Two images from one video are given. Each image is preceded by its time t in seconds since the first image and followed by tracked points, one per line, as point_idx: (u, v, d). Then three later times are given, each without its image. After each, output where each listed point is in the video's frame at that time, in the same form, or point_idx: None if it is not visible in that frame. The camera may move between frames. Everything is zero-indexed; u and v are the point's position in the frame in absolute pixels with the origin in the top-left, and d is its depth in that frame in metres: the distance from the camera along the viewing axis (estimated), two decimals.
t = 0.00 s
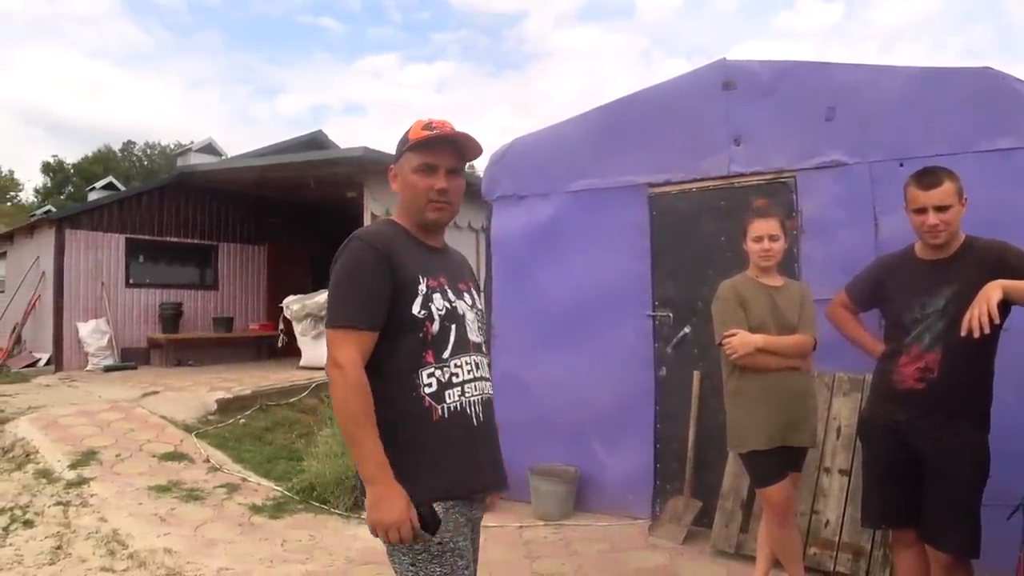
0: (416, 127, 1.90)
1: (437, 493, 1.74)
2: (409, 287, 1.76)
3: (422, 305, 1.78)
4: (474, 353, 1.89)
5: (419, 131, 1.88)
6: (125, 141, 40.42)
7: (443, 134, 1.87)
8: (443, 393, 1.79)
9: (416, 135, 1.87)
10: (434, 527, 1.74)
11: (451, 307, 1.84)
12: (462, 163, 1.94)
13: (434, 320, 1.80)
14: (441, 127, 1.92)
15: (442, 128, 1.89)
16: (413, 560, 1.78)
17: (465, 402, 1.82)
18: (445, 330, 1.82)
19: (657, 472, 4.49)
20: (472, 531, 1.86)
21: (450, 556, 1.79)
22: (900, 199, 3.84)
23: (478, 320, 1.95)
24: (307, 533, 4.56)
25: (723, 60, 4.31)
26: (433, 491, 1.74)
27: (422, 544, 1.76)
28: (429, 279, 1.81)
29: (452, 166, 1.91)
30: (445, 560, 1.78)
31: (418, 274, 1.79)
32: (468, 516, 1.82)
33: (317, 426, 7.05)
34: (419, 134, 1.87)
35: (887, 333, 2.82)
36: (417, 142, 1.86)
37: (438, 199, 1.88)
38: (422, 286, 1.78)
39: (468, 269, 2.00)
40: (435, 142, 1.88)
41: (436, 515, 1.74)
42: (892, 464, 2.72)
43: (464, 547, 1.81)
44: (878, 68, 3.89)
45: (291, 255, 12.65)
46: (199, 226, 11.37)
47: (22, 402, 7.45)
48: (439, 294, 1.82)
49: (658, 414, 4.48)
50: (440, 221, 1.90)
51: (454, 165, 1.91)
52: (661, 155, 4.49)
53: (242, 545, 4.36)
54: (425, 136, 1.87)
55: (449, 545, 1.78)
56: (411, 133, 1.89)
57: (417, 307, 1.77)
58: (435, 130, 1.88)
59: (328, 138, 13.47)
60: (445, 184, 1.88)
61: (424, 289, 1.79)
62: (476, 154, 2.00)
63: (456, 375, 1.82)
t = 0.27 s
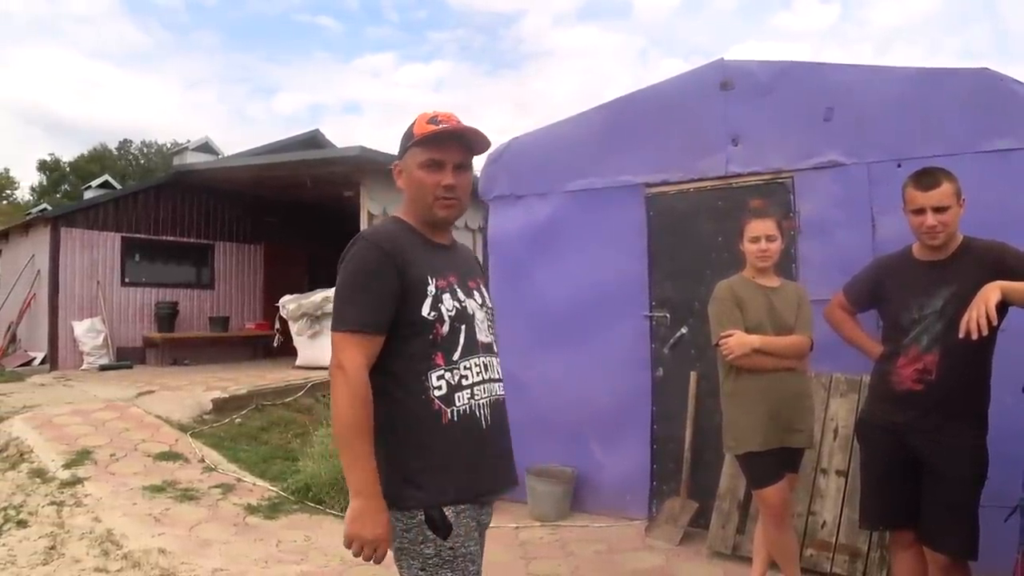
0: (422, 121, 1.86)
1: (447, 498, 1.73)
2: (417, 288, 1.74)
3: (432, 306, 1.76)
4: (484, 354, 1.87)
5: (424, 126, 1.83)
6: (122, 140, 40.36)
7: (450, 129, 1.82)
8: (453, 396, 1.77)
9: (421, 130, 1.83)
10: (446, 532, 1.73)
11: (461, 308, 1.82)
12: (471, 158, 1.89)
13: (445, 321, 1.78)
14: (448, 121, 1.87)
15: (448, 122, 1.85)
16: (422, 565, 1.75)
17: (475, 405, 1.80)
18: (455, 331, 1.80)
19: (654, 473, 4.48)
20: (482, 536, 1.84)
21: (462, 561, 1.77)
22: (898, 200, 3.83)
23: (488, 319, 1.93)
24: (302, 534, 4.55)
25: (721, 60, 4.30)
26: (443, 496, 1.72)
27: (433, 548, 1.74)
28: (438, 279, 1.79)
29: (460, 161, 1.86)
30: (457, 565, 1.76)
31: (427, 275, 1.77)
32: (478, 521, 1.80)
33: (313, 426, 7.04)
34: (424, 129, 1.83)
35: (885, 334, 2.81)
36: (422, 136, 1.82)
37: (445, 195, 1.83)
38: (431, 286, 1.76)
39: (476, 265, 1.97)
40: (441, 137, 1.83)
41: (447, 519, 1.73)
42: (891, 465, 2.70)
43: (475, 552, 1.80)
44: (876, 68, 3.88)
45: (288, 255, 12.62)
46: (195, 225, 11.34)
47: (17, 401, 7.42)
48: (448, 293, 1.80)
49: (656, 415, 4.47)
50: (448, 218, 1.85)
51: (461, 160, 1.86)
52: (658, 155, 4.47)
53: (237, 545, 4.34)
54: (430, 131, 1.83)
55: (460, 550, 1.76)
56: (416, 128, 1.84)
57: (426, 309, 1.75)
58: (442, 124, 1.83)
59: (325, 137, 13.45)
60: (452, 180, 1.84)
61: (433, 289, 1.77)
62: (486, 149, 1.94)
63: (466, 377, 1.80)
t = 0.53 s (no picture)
0: (419, 113, 1.81)
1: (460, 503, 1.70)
2: (425, 289, 1.69)
3: (441, 306, 1.71)
4: (495, 353, 1.83)
5: (421, 118, 1.79)
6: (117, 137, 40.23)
7: (448, 120, 1.78)
8: (463, 398, 1.73)
9: (419, 123, 1.78)
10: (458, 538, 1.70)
11: (470, 306, 1.78)
12: (470, 150, 1.85)
13: (454, 321, 1.73)
14: (446, 112, 1.83)
15: (446, 112, 1.80)
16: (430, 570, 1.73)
17: (486, 407, 1.77)
18: (465, 330, 1.76)
19: (649, 473, 4.46)
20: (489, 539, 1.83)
21: (473, 567, 1.76)
22: (895, 201, 3.82)
23: (498, 315, 1.89)
24: (295, 533, 4.52)
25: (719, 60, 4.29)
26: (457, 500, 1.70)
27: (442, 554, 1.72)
28: (446, 277, 1.74)
29: (460, 153, 1.82)
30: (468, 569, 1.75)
31: (434, 273, 1.71)
32: (487, 524, 1.79)
33: (306, 425, 7.01)
34: (423, 121, 1.78)
35: (882, 335, 2.80)
36: (421, 129, 1.77)
37: (447, 190, 1.79)
38: (439, 285, 1.71)
39: (481, 261, 1.93)
40: (439, 129, 1.79)
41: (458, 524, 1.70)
42: (888, 466, 2.69)
43: (485, 556, 1.79)
44: (873, 69, 3.87)
45: (282, 253, 12.58)
46: (189, 223, 11.29)
47: (8, 399, 7.37)
48: (456, 292, 1.75)
49: (651, 415, 4.46)
50: (451, 214, 1.81)
51: (461, 152, 1.82)
52: (655, 155, 4.46)
53: (229, 545, 4.31)
54: (428, 123, 1.78)
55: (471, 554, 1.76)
56: (414, 120, 1.80)
57: (436, 310, 1.70)
58: (440, 116, 1.79)
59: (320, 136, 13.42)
60: (455, 174, 1.80)
61: (441, 288, 1.72)
62: (484, 140, 1.90)
63: (477, 379, 1.76)
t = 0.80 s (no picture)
0: (417, 102, 1.79)
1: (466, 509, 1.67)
2: (430, 289, 1.66)
3: (447, 306, 1.68)
4: (505, 352, 1.81)
5: (419, 108, 1.77)
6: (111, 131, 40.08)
7: (445, 108, 1.76)
8: (474, 401, 1.69)
9: (416, 113, 1.76)
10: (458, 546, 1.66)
11: (477, 305, 1.75)
12: (471, 138, 1.83)
13: (462, 321, 1.70)
14: (443, 100, 1.81)
15: (443, 100, 1.78)
16: None
17: (497, 409, 1.73)
18: (473, 330, 1.72)
19: (639, 476, 4.45)
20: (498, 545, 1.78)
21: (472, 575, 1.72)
22: (889, 206, 3.82)
23: (505, 313, 1.87)
24: (283, 532, 4.49)
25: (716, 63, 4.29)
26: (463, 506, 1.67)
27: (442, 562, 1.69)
28: (451, 276, 1.72)
29: (460, 142, 1.80)
30: None
31: (438, 273, 1.69)
32: (495, 530, 1.75)
33: (297, 424, 6.98)
34: (420, 110, 1.76)
35: (876, 341, 2.79)
36: (419, 119, 1.75)
37: (449, 181, 1.77)
38: (444, 284, 1.68)
39: (487, 258, 1.92)
40: (437, 118, 1.76)
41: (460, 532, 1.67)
42: (881, 472, 2.69)
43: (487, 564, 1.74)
44: (870, 75, 3.86)
45: (276, 250, 12.54)
46: (182, 219, 11.24)
47: None
48: (462, 290, 1.73)
49: (642, 418, 4.45)
50: (454, 206, 1.79)
51: (462, 141, 1.80)
52: (651, 156, 4.44)
53: (217, 543, 4.28)
54: (426, 112, 1.76)
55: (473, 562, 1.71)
56: (411, 110, 1.78)
57: (443, 310, 1.66)
58: (437, 103, 1.77)
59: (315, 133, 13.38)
60: (456, 164, 1.78)
61: (447, 287, 1.69)
62: (484, 126, 1.88)
63: (487, 380, 1.73)
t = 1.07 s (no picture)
0: (415, 91, 1.77)
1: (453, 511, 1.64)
2: (421, 289, 1.62)
3: (438, 306, 1.64)
4: (500, 351, 1.78)
5: (417, 96, 1.74)
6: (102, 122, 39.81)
7: (444, 96, 1.73)
8: (464, 402, 1.67)
9: (414, 101, 1.74)
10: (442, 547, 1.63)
11: (471, 303, 1.71)
12: (471, 128, 1.80)
13: (453, 321, 1.67)
14: (444, 88, 1.78)
15: (443, 88, 1.75)
16: None
17: (489, 410, 1.71)
18: (465, 330, 1.69)
19: (629, 471, 4.45)
20: (492, 548, 1.74)
21: None
22: (881, 203, 3.82)
23: (504, 309, 1.84)
24: (272, 527, 4.47)
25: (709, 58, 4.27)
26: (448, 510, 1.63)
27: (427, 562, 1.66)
28: (444, 274, 1.68)
29: (459, 132, 1.77)
30: None
31: (430, 271, 1.65)
32: (488, 531, 1.70)
33: (287, 417, 6.95)
34: (419, 98, 1.73)
35: (867, 338, 2.79)
36: (417, 107, 1.73)
37: (447, 171, 1.74)
38: (435, 283, 1.65)
39: (488, 250, 1.88)
40: (436, 106, 1.74)
41: (446, 532, 1.64)
42: (871, 469, 2.68)
43: (476, 567, 1.70)
44: (864, 71, 3.86)
45: (267, 243, 12.47)
46: (173, 211, 11.18)
47: None
48: (456, 289, 1.69)
49: (633, 414, 4.44)
50: (453, 197, 1.75)
51: (461, 131, 1.77)
52: (644, 151, 4.43)
53: (205, 537, 4.25)
54: (424, 100, 1.74)
55: (458, 566, 1.67)
56: (409, 98, 1.75)
57: (433, 310, 1.63)
58: (436, 91, 1.74)
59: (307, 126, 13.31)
60: (454, 154, 1.75)
61: (439, 285, 1.66)
62: (486, 117, 1.85)
63: (479, 381, 1.70)
